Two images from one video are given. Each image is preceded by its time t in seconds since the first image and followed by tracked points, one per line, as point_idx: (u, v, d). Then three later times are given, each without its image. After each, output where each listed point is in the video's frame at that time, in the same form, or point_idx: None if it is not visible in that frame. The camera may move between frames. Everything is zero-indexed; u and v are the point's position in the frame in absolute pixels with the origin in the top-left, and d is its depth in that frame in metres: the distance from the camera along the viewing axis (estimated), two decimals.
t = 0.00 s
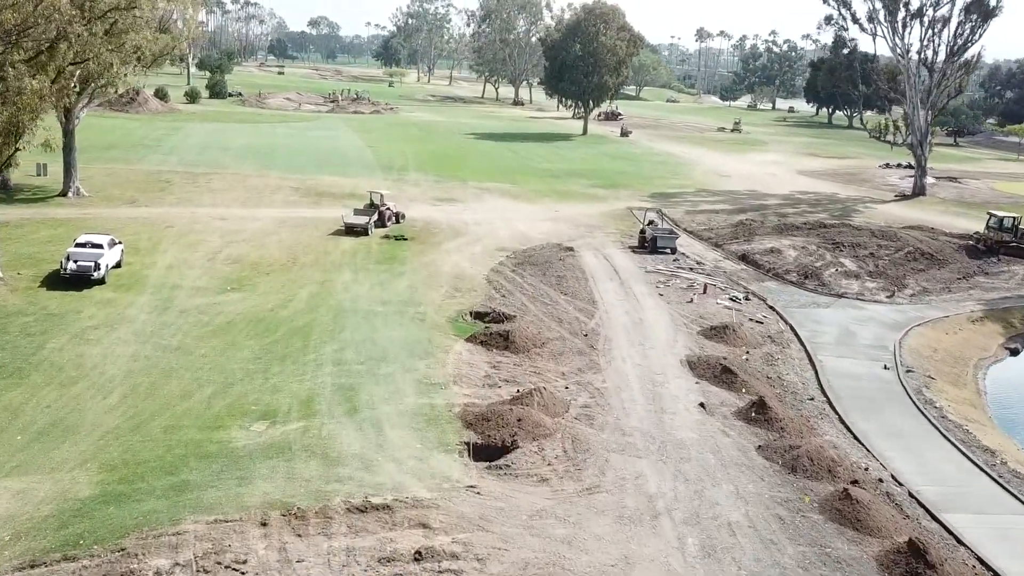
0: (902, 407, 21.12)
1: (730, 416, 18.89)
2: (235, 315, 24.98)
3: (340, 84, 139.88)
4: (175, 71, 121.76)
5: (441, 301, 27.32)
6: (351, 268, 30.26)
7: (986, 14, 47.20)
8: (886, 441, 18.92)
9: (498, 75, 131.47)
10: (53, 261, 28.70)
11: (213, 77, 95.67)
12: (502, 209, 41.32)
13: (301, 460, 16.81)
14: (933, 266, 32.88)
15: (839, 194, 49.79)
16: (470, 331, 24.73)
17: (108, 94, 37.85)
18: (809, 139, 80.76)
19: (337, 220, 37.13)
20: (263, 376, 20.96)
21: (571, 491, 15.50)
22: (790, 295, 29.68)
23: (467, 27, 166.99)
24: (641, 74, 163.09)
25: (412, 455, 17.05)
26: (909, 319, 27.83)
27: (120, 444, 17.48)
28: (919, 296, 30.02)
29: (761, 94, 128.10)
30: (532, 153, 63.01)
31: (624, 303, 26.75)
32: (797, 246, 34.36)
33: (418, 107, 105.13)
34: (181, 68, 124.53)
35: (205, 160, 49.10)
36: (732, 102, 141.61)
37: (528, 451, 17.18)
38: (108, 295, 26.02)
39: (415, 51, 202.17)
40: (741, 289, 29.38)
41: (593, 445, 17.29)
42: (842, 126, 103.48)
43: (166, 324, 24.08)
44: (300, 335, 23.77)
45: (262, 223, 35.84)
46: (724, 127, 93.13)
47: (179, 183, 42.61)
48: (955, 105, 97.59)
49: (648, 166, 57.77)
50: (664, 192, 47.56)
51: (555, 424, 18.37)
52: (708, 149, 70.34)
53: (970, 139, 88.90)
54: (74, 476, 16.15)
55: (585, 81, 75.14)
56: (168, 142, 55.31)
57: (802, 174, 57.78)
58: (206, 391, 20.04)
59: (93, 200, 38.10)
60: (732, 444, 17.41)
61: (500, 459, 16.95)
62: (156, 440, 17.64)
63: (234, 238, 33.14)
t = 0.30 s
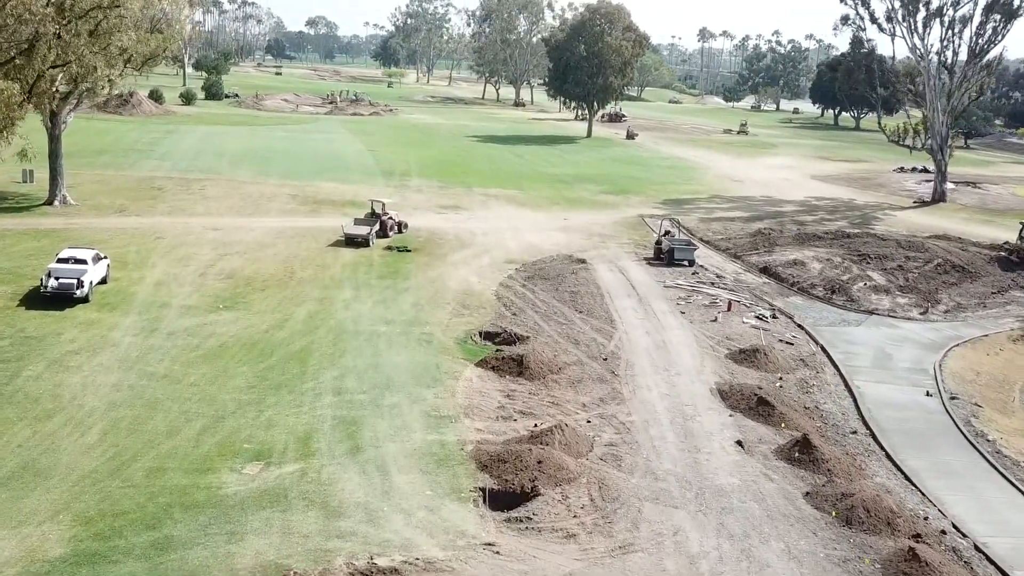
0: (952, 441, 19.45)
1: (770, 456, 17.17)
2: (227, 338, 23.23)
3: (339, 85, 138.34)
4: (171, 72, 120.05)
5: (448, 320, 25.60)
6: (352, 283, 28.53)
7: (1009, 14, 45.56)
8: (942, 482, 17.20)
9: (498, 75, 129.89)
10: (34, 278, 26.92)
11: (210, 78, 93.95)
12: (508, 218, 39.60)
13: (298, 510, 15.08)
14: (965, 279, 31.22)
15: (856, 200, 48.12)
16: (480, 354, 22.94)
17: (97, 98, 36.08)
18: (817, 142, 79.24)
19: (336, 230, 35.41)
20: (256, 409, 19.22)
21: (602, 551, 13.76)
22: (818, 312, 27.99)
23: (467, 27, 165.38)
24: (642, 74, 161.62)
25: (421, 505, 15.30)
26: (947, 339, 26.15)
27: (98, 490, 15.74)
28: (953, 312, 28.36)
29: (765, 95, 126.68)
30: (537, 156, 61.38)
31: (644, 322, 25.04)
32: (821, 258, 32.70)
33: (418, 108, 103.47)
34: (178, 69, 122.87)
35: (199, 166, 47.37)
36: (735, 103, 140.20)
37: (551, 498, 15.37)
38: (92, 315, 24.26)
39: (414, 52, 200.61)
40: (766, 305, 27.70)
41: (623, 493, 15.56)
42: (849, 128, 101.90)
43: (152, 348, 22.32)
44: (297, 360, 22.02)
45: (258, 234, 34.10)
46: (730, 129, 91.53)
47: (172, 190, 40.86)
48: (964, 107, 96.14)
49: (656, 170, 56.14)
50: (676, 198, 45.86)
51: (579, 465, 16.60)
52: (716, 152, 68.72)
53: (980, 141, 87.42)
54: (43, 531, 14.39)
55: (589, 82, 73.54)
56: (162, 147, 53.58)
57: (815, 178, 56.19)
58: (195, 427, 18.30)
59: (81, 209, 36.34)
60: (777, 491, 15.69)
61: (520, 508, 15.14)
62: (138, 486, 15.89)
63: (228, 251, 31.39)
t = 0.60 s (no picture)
0: (1009, 478, 17.84)
1: (816, 501, 15.56)
2: (219, 362, 21.59)
3: (337, 86, 136.79)
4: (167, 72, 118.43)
5: (456, 340, 23.98)
6: (353, 299, 26.91)
7: None
8: (1005, 527, 15.59)
9: (500, 76, 128.38)
10: (14, 294, 25.27)
11: (206, 79, 92.30)
12: (515, 226, 38.00)
13: (294, 569, 13.46)
14: (999, 292, 29.62)
15: (873, 206, 46.57)
16: (491, 379, 21.32)
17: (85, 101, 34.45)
18: (826, 144, 77.76)
19: (335, 240, 33.79)
20: (250, 445, 17.58)
21: None
22: (847, 329, 26.41)
23: (467, 28, 163.78)
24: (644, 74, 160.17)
25: (432, 562, 13.68)
26: (987, 359, 24.56)
27: (71, 543, 14.10)
28: (990, 329, 26.78)
29: (770, 96, 125.42)
30: (541, 160, 59.84)
31: (665, 341, 23.45)
32: (846, 269, 31.12)
33: (418, 110, 101.90)
34: (174, 69, 121.25)
35: (194, 171, 45.76)
36: (739, 104, 138.91)
37: (577, 553, 13.70)
38: (74, 336, 22.61)
39: (414, 52, 199.19)
40: (793, 322, 26.10)
41: (657, 547, 13.95)
42: (856, 130, 100.46)
43: (137, 374, 20.67)
44: (294, 387, 20.39)
45: (253, 244, 32.46)
46: (736, 130, 90.04)
47: (164, 197, 39.21)
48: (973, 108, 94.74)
49: (665, 174, 54.61)
50: (687, 204, 44.30)
51: (607, 512, 14.94)
52: (725, 155, 67.17)
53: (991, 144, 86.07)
54: None
55: (594, 84, 72.02)
56: (156, 151, 51.94)
57: (828, 182, 54.64)
58: (182, 466, 16.65)
59: (68, 217, 34.69)
60: (828, 544, 14.08)
61: (542, 566, 13.47)
62: (117, 539, 14.26)
63: (222, 263, 29.74)
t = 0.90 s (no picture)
0: None
1: (872, 556, 13.94)
2: (209, 390, 19.93)
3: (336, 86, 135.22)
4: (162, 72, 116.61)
5: (464, 362, 22.33)
6: (354, 317, 25.24)
7: None
8: None
9: (500, 76, 126.71)
10: None
11: (202, 79, 90.55)
12: (523, 234, 36.36)
13: None
14: None
15: (892, 212, 44.97)
16: (504, 407, 19.67)
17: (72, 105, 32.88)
18: (836, 146, 76.23)
19: (335, 251, 32.13)
20: (241, 487, 15.92)
21: None
22: (880, 348, 24.79)
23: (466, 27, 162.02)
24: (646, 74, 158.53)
25: None
26: None
27: None
28: None
29: (775, 96, 123.99)
30: (546, 163, 58.22)
31: (690, 364, 21.82)
32: (873, 283, 29.55)
33: (418, 110, 100.25)
34: (171, 69, 119.48)
35: (187, 176, 44.06)
36: (742, 104, 137.39)
37: None
38: (54, 360, 20.95)
39: (413, 51, 197.45)
40: (823, 341, 24.51)
41: None
42: (862, 132, 99.02)
43: (119, 404, 19.00)
44: (291, 418, 18.73)
45: (249, 255, 30.81)
46: (742, 132, 88.50)
47: (156, 204, 37.54)
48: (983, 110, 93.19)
49: (674, 178, 52.98)
50: (700, 210, 42.66)
51: (640, 570, 13.27)
52: (734, 158, 65.57)
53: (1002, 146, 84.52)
54: None
55: (598, 84, 70.38)
56: (149, 154, 50.26)
57: (842, 187, 53.08)
58: (165, 514, 14.99)
59: (54, 226, 33.00)
60: None
61: None
62: None
63: (215, 277, 28.08)
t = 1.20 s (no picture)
0: None
1: None
2: (197, 422, 18.27)
3: (335, 86, 133.56)
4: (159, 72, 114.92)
5: (474, 386, 20.67)
6: (355, 336, 23.59)
7: None
8: None
9: (501, 76, 125.09)
10: None
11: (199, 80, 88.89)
12: (531, 243, 34.73)
13: None
14: None
15: (911, 218, 43.44)
16: (520, 440, 18.03)
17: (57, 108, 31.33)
18: (846, 149, 74.75)
19: (334, 263, 30.52)
20: (231, 538, 14.26)
21: None
22: (917, 370, 23.17)
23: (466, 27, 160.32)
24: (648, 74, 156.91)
25: None
26: None
27: None
28: None
29: (779, 96, 122.57)
30: (551, 166, 56.65)
31: (718, 390, 20.21)
32: (904, 297, 27.96)
33: (419, 111, 98.64)
34: (167, 70, 117.75)
35: (181, 181, 42.43)
36: (746, 105, 135.96)
37: None
38: (31, 387, 19.30)
39: (412, 51, 195.79)
40: (857, 363, 22.89)
41: None
42: (869, 133, 97.64)
43: (99, 439, 17.34)
44: (286, 454, 17.08)
45: (243, 267, 29.16)
46: (748, 133, 86.97)
47: (146, 211, 35.91)
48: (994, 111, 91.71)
49: (683, 182, 51.41)
50: (714, 217, 41.07)
51: None
52: (743, 160, 63.99)
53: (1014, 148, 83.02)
54: None
55: (604, 85, 68.74)
56: (141, 158, 48.64)
57: (856, 191, 51.52)
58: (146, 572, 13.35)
59: (38, 236, 31.37)
60: None
61: None
62: None
63: (207, 292, 26.42)
